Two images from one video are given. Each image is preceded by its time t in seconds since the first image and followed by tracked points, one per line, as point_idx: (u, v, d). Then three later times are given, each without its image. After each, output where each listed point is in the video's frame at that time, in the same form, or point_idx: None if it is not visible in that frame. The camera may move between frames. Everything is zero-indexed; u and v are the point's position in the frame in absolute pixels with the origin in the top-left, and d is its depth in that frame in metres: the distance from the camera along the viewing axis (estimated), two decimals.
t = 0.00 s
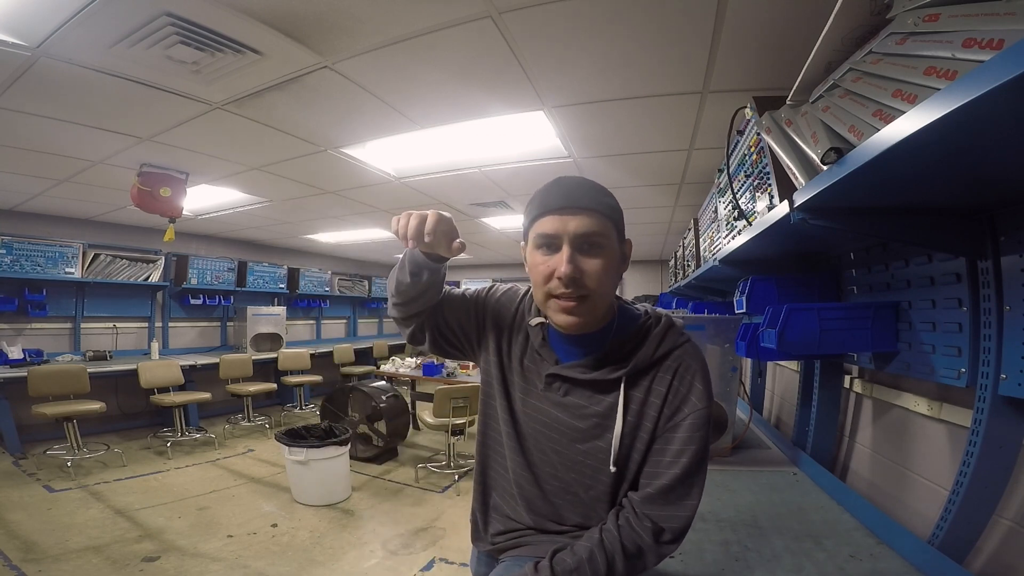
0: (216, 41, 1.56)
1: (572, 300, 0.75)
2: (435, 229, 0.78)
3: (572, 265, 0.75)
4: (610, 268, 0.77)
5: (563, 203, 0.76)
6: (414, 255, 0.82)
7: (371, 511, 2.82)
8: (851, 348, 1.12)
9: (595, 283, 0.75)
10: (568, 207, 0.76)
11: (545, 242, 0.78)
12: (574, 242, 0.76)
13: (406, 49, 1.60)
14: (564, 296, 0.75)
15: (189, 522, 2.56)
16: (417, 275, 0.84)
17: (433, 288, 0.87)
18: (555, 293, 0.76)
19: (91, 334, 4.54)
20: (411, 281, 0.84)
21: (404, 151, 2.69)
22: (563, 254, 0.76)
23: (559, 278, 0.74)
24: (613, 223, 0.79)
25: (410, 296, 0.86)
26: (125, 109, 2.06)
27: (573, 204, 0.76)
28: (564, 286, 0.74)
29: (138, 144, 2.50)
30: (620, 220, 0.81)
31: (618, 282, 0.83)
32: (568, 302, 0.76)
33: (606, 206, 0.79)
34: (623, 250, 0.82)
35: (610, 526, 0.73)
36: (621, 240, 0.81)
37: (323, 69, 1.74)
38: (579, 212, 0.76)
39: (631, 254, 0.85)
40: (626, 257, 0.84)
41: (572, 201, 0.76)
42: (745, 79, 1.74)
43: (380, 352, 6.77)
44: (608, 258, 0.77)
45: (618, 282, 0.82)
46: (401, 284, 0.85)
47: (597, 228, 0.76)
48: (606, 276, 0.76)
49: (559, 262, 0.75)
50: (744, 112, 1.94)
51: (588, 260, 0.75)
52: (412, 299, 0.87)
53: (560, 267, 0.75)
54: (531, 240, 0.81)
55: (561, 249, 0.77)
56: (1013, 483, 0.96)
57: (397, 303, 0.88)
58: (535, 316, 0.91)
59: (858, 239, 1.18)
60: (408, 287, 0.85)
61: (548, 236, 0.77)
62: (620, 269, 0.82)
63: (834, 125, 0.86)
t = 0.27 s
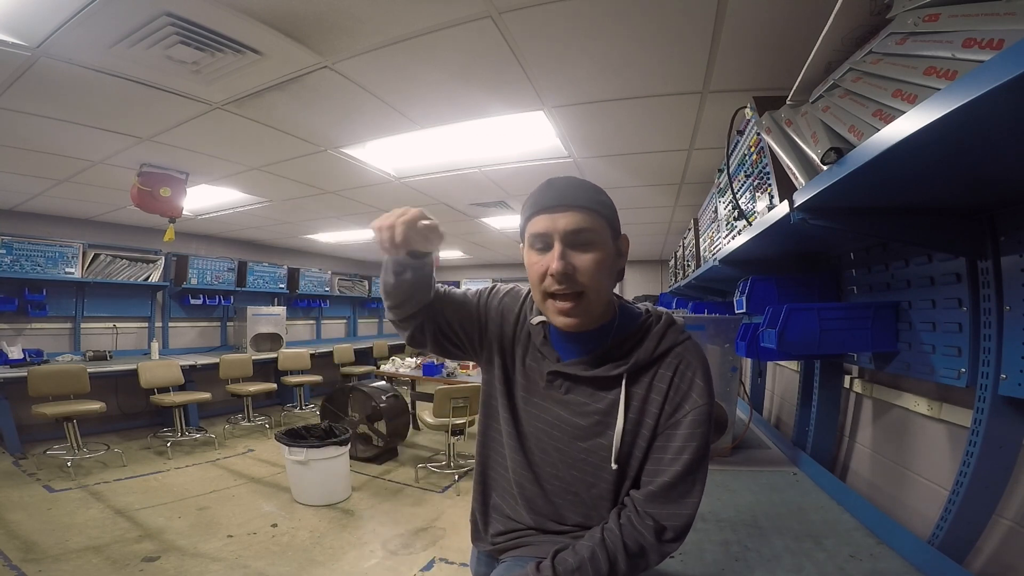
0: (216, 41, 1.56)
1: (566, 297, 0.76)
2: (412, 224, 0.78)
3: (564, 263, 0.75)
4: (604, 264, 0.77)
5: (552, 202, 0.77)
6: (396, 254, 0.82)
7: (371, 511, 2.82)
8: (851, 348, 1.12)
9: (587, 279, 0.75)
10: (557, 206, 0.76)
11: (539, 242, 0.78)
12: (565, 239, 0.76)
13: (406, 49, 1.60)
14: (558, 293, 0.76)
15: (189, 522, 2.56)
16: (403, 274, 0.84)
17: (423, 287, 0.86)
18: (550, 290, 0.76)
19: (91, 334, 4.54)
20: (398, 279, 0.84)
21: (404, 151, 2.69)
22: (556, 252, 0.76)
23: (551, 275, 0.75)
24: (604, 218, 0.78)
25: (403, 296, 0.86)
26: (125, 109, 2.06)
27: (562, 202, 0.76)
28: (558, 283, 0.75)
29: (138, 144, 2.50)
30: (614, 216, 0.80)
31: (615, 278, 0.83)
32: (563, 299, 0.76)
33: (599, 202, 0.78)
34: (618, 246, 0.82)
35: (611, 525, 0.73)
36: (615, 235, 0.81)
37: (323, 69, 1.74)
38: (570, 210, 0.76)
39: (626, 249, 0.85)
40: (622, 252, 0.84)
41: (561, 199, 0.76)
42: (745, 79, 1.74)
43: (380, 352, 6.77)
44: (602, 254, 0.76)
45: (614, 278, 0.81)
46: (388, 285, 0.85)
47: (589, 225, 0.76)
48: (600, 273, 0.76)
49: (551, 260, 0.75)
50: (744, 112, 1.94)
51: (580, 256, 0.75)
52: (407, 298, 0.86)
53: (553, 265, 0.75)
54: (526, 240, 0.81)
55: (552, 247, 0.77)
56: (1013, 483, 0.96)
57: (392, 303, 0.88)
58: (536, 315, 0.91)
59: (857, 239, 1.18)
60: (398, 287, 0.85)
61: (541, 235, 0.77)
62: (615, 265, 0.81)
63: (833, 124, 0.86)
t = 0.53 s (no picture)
0: (216, 41, 1.56)
1: (556, 294, 0.75)
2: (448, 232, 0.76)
3: (550, 258, 0.75)
4: (593, 257, 0.76)
5: (540, 202, 0.77)
6: (417, 266, 0.80)
7: (371, 511, 2.82)
8: (851, 348, 1.12)
9: (576, 275, 0.74)
10: (544, 205, 0.77)
11: (529, 241, 0.79)
12: (553, 237, 0.76)
13: (405, 49, 1.60)
14: (547, 290, 0.76)
15: (189, 522, 2.56)
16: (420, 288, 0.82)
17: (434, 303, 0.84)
18: (539, 288, 0.76)
19: (91, 334, 4.54)
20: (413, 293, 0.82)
21: (404, 151, 2.69)
22: (542, 249, 0.76)
23: (538, 273, 0.75)
24: (593, 213, 0.77)
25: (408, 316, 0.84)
26: (125, 109, 2.06)
27: (549, 201, 0.77)
28: (545, 278, 0.74)
29: (138, 144, 2.50)
30: (607, 211, 0.80)
31: (609, 273, 0.81)
32: (552, 295, 0.75)
33: (589, 197, 0.78)
34: (611, 239, 0.80)
35: (616, 525, 0.73)
36: (607, 229, 0.80)
37: (323, 69, 1.74)
38: (556, 207, 0.76)
39: (623, 245, 0.84)
40: (617, 248, 0.83)
41: (548, 198, 0.77)
42: (745, 79, 1.74)
43: (380, 352, 6.78)
44: (589, 248, 0.76)
45: (608, 273, 0.80)
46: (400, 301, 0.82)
47: (574, 219, 0.76)
48: (588, 266, 0.75)
49: (538, 257, 0.76)
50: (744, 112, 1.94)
51: (567, 252, 0.75)
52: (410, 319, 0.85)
53: (539, 261, 0.75)
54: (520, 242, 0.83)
55: (542, 245, 0.77)
56: (1013, 483, 0.96)
57: (394, 324, 0.86)
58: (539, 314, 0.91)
59: (858, 239, 1.18)
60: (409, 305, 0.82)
61: (530, 234, 0.78)
62: (608, 259, 0.80)
63: (833, 125, 0.86)
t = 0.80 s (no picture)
0: (216, 41, 1.56)
1: (557, 303, 0.76)
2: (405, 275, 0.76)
3: (553, 269, 0.75)
4: (595, 266, 0.76)
5: (545, 210, 0.77)
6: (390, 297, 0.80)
7: (371, 511, 2.82)
8: (851, 348, 1.12)
9: (578, 285, 0.75)
10: (549, 213, 0.76)
11: (530, 248, 0.80)
12: (558, 246, 0.75)
13: (406, 49, 1.60)
14: (549, 298, 0.77)
15: (189, 522, 2.56)
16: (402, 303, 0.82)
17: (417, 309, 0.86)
18: (541, 296, 0.77)
19: (91, 334, 4.54)
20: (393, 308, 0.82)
21: (404, 151, 2.69)
22: (543, 257, 0.77)
23: (541, 282, 0.76)
24: (598, 223, 0.77)
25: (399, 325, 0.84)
26: (125, 109, 2.06)
27: (554, 210, 0.76)
28: (546, 288, 0.75)
29: (138, 144, 2.50)
30: (609, 215, 0.79)
31: (612, 278, 0.81)
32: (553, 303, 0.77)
33: (591, 203, 0.77)
34: (614, 245, 0.80)
35: (615, 525, 0.73)
36: (609, 234, 0.79)
37: (323, 69, 1.74)
38: (557, 214, 0.76)
39: (627, 249, 0.84)
40: (621, 253, 0.83)
41: (554, 208, 0.76)
42: (745, 79, 1.74)
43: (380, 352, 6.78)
44: (591, 256, 0.75)
45: (611, 280, 0.80)
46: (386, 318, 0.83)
47: (575, 226, 0.75)
48: (589, 274, 0.75)
49: (541, 266, 0.76)
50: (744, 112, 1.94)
51: (571, 263, 0.75)
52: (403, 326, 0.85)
53: (540, 270, 0.76)
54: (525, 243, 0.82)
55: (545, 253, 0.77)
56: (1013, 483, 0.96)
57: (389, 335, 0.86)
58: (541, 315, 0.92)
59: (858, 239, 1.18)
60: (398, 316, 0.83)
61: (531, 241, 0.78)
62: (611, 264, 0.80)
63: (833, 125, 0.86)
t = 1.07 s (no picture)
0: (216, 41, 1.56)
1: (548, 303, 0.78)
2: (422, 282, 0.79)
3: (537, 270, 0.77)
4: (580, 259, 0.77)
5: (525, 216, 0.79)
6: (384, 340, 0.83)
7: (371, 511, 2.82)
8: (852, 348, 1.12)
9: (563, 282, 0.76)
10: (528, 219, 0.78)
11: (521, 252, 0.82)
12: (540, 248, 0.77)
13: (406, 49, 1.60)
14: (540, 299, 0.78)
15: (189, 522, 2.56)
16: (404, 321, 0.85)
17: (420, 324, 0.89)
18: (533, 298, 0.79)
19: (91, 334, 4.54)
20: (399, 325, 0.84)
21: (404, 151, 2.69)
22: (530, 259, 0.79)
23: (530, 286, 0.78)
24: (576, 218, 0.77)
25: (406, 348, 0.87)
26: (125, 109, 2.06)
27: (532, 213, 0.78)
28: (535, 287, 0.77)
29: (138, 144, 2.50)
30: (593, 210, 0.79)
31: (602, 271, 0.81)
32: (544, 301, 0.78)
33: (572, 200, 0.78)
34: (600, 237, 0.80)
35: (617, 524, 0.73)
36: (594, 228, 0.79)
37: (323, 69, 1.74)
38: (538, 214, 0.78)
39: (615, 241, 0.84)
40: (609, 245, 0.83)
41: (531, 212, 0.78)
42: (745, 79, 1.74)
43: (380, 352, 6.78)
44: (574, 250, 0.76)
45: (600, 272, 0.80)
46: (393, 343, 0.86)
47: (555, 224, 0.77)
48: (574, 268, 0.76)
49: (528, 270, 0.78)
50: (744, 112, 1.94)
51: (553, 262, 0.76)
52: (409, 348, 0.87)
53: (527, 272, 0.78)
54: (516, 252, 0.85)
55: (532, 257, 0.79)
56: (1012, 483, 0.96)
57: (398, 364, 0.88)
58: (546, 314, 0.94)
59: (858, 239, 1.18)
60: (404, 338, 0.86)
61: (519, 246, 0.81)
62: (599, 257, 0.80)
63: (833, 125, 0.86)
